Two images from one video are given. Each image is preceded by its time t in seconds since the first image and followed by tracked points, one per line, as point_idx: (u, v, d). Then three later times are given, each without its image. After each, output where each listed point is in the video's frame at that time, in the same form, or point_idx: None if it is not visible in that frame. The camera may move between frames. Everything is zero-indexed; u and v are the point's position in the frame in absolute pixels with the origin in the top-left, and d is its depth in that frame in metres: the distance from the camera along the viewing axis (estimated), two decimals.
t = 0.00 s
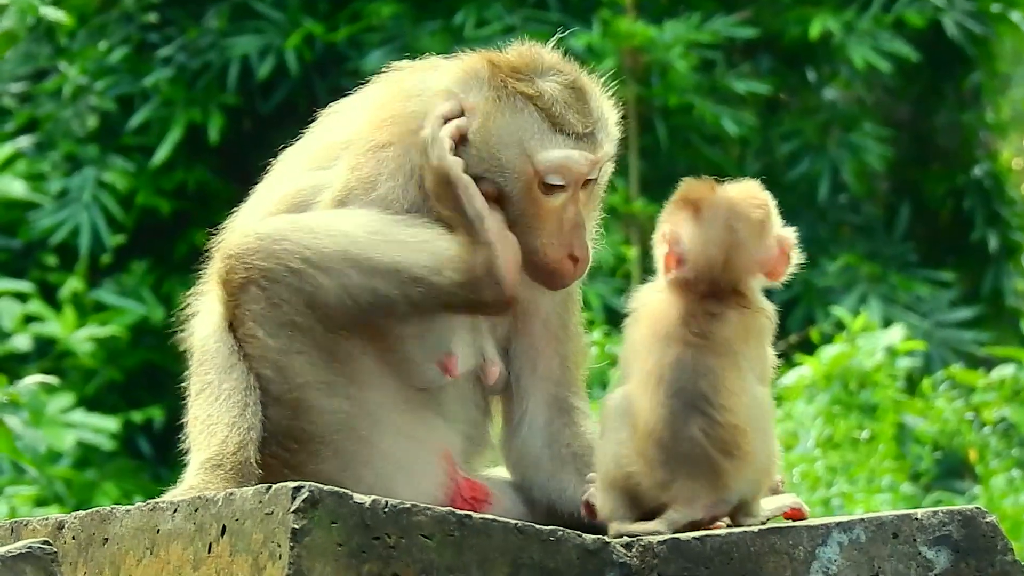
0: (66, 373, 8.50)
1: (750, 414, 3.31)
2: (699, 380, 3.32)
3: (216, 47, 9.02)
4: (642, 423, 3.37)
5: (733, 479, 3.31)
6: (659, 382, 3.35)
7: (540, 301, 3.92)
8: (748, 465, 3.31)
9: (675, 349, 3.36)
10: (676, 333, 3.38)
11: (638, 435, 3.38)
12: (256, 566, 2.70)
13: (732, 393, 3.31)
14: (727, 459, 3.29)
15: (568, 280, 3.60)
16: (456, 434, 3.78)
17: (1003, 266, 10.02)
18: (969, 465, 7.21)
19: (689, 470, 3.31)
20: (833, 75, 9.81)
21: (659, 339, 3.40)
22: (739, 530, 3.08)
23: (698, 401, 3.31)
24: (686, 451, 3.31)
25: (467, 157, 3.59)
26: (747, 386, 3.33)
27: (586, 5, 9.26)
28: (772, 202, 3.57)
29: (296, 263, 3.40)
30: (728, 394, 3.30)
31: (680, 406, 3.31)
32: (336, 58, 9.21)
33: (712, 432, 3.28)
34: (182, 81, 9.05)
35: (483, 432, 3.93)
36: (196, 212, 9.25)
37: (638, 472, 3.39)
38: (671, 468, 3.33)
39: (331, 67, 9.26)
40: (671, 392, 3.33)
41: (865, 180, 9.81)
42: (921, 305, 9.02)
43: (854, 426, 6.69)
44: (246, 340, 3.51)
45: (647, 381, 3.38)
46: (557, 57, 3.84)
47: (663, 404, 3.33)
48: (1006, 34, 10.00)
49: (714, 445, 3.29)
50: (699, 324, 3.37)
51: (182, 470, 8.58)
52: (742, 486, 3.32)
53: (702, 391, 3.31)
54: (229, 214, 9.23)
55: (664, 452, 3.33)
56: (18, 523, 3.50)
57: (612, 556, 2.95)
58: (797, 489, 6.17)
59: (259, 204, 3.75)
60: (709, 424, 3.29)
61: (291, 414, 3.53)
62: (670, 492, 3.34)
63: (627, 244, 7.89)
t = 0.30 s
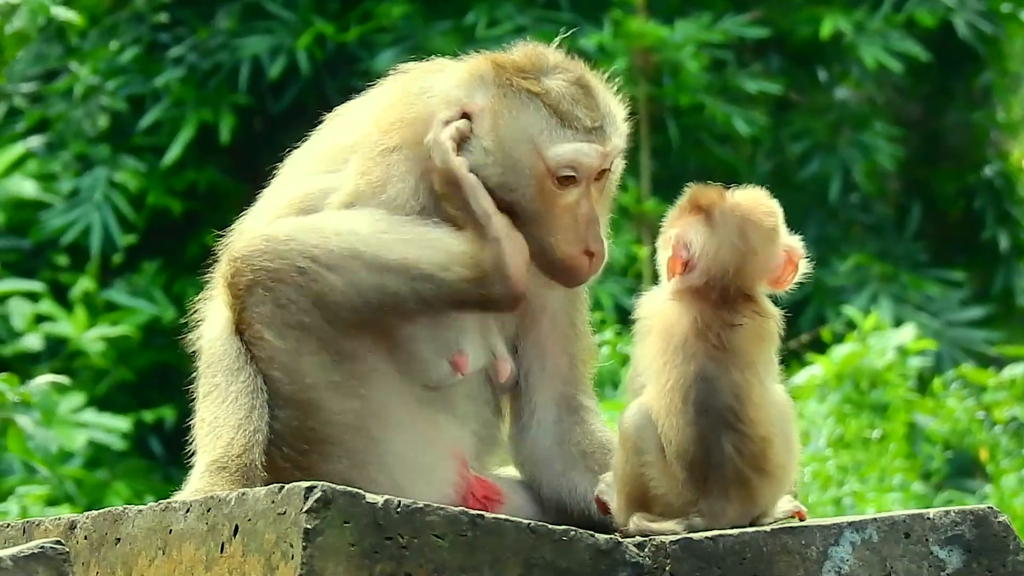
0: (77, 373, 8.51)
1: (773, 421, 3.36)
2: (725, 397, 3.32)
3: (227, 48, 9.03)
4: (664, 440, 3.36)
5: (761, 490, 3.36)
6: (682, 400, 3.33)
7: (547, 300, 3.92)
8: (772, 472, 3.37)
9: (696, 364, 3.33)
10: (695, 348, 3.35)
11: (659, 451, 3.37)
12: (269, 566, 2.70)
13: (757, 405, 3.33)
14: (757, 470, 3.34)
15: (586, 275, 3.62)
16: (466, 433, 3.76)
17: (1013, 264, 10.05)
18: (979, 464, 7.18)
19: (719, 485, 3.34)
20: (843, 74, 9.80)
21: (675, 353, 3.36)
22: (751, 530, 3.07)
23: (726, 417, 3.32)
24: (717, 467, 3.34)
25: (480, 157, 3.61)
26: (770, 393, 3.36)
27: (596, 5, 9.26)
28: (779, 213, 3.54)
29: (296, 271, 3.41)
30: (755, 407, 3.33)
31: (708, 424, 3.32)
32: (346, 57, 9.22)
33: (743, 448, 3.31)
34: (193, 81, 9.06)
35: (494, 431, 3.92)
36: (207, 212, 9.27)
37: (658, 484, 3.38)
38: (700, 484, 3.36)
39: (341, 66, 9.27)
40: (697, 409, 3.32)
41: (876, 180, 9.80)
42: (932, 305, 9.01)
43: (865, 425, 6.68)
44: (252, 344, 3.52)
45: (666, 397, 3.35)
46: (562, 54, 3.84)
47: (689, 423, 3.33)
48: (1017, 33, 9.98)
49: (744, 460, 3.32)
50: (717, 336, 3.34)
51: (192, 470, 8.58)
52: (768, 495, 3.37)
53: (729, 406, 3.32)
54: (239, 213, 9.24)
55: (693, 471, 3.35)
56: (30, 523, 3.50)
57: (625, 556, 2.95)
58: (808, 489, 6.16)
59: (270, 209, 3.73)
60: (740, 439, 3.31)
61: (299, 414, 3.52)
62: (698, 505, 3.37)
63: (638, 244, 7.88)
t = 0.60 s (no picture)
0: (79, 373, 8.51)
1: (785, 425, 3.40)
2: (740, 400, 3.35)
3: (229, 48, 9.03)
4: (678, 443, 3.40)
5: (771, 494, 3.39)
6: (697, 403, 3.36)
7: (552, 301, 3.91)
8: (782, 476, 3.40)
9: (712, 368, 3.37)
10: (711, 352, 3.39)
11: (670, 453, 3.43)
12: (270, 567, 2.70)
13: (770, 409, 3.37)
14: (767, 475, 3.37)
15: (588, 276, 3.61)
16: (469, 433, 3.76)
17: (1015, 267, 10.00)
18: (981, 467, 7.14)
19: (730, 488, 3.36)
20: (846, 76, 9.80)
21: (690, 356, 3.40)
22: (751, 531, 3.07)
23: (740, 421, 3.35)
24: (729, 471, 3.35)
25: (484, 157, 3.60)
26: (781, 397, 3.40)
27: (598, 7, 9.27)
28: (783, 207, 3.59)
29: (306, 261, 3.44)
30: (768, 411, 3.36)
31: (723, 428, 3.35)
32: (349, 58, 9.23)
33: (757, 452, 3.34)
34: (195, 82, 9.06)
35: (496, 432, 3.92)
36: (209, 213, 9.27)
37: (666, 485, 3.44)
38: (711, 486, 3.37)
39: (344, 67, 9.28)
40: (712, 413, 3.36)
41: (878, 182, 9.80)
42: (934, 307, 9.00)
43: (867, 427, 6.68)
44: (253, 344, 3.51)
45: (682, 400, 3.39)
46: (569, 57, 3.84)
47: (704, 427, 3.35)
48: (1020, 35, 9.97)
49: (756, 465, 3.35)
50: (732, 341, 3.38)
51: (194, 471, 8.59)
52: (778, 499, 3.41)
53: (743, 410, 3.35)
54: (241, 214, 9.25)
55: (705, 474, 3.37)
56: (31, 523, 3.50)
57: (625, 557, 2.94)
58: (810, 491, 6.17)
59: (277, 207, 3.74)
60: (753, 444, 3.35)
61: (304, 414, 3.50)
62: (701, 506, 3.38)
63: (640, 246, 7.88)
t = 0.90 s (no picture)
0: (80, 375, 8.50)
1: (790, 425, 3.51)
2: (750, 399, 3.46)
3: (232, 50, 9.03)
4: (683, 444, 3.45)
5: (779, 491, 3.49)
6: (708, 403, 3.45)
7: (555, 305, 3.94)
8: (788, 475, 3.50)
9: (721, 368, 3.47)
10: (720, 352, 3.48)
11: (675, 457, 3.46)
12: (272, 568, 2.70)
13: (778, 408, 3.48)
14: (776, 473, 3.47)
15: (563, 297, 3.62)
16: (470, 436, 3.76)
17: (1017, 269, 10.02)
18: (983, 470, 7.14)
19: (741, 486, 3.44)
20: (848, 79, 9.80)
21: (698, 358, 3.48)
22: (753, 533, 3.07)
23: (751, 419, 3.45)
24: (740, 468, 3.44)
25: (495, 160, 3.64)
26: (786, 397, 3.52)
27: (599, 8, 9.26)
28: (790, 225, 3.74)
29: (316, 271, 3.43)
30: (776, 409, 3.48)
31: (735, 426, 3.44)
32: (351, 60, 9.24)
33: (768, 449, 3.45)
34: (198, 83, 9.07)
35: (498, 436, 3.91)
36: (211, 215, 9.28)
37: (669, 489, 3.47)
38: (721, 485, 3.43)
39: (346, 69, 9.29)
40: (724, 412, 3.45)
41: (880, 183, 9.79)
42: (936, 309, 9.00)
43: (868, 430, 6.68)
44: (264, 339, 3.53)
45: (690, 402, 3.46)
46: (602, 82, 3.90)
47: (717, 425, 3.44)
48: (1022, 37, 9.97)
49: (766, 461, 3.45)
50: (740, 342, 3.49)
51: (196, 472, 8.59)
52: (784, 496, 3.51)
53: (754, 409, 3.46)
54: (243, 215, 9.25)
55: (715, 472, 3.43)
56: (33, 525, 3.49)
57: (628, 559, 2.94)
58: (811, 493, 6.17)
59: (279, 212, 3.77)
60: (764, 441, 3.45)
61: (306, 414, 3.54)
62: (712, 504, 3.44)
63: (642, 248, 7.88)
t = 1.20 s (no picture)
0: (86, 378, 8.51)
1: (792, 428, 3.54)
2: (760, 401, 3.46)
3: (237, 53, 9.05)
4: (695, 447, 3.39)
5: (787, 493, 3.48)
6: (719, 406, 3.43)
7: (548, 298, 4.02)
8: (793, 479, 3.51)
9: (731, 372, 3.47)
10: (729, 356, 3.50)
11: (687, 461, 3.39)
12: (277, 572, 2.71)
13: (782, 409, 3.51)
14: (785, 474, 3.47)
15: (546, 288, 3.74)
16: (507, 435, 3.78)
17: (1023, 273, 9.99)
18: (989, 473, 7.12)
19: (754, 486, 3.41)
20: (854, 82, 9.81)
21: (708, 363, 3.48)
22: (758, 536, 3.06)
23: (762, 419, 3.45)
24: (753, 468, 3.41)
25: (482, 143, 3.72)
26: (789, 400, 3.54)
27: (605, 12, 9.25)
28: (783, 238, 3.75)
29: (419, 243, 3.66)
30: (782, 411, 3.50)
31: (747, 427, 3.42)
32: (356, 63, 9.24)
33: (778, 448, 3.45)
34: (203, 86, 9.08)
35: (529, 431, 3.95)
36: (217, 218, 9.29)
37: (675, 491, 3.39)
38: (734, 486, 3.40)
39: (351, 72, 9.31)
40: (736, 415, 3.43)
41: (886, 187, 9.79)
42: (941, 313, 8.98)
43: (874, 433, 6.67)
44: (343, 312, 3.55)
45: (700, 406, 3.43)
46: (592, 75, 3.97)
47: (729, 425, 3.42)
48: None
49: (776, 460, 3.45)
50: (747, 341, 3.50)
51: (201, 475, 8.59)
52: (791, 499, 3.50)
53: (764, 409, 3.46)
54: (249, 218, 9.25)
55: (728, 474, 3.40)
56: (38, 528, 3.50)
57: (632, 563, 2.94)
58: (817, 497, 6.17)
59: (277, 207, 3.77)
60: (774, 441, 3.45)
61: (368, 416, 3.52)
62: (726, 506, 3.40)
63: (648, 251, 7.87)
